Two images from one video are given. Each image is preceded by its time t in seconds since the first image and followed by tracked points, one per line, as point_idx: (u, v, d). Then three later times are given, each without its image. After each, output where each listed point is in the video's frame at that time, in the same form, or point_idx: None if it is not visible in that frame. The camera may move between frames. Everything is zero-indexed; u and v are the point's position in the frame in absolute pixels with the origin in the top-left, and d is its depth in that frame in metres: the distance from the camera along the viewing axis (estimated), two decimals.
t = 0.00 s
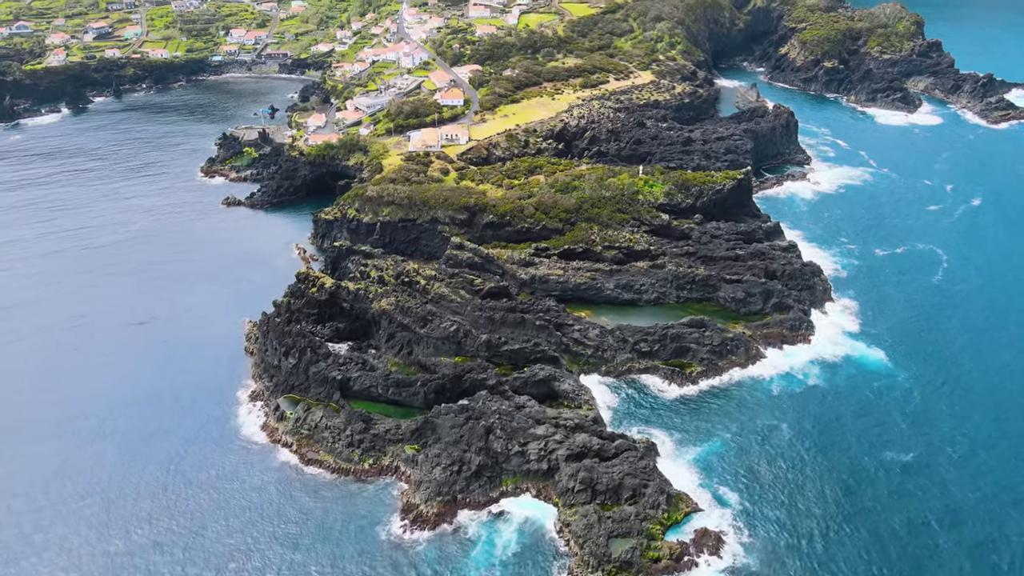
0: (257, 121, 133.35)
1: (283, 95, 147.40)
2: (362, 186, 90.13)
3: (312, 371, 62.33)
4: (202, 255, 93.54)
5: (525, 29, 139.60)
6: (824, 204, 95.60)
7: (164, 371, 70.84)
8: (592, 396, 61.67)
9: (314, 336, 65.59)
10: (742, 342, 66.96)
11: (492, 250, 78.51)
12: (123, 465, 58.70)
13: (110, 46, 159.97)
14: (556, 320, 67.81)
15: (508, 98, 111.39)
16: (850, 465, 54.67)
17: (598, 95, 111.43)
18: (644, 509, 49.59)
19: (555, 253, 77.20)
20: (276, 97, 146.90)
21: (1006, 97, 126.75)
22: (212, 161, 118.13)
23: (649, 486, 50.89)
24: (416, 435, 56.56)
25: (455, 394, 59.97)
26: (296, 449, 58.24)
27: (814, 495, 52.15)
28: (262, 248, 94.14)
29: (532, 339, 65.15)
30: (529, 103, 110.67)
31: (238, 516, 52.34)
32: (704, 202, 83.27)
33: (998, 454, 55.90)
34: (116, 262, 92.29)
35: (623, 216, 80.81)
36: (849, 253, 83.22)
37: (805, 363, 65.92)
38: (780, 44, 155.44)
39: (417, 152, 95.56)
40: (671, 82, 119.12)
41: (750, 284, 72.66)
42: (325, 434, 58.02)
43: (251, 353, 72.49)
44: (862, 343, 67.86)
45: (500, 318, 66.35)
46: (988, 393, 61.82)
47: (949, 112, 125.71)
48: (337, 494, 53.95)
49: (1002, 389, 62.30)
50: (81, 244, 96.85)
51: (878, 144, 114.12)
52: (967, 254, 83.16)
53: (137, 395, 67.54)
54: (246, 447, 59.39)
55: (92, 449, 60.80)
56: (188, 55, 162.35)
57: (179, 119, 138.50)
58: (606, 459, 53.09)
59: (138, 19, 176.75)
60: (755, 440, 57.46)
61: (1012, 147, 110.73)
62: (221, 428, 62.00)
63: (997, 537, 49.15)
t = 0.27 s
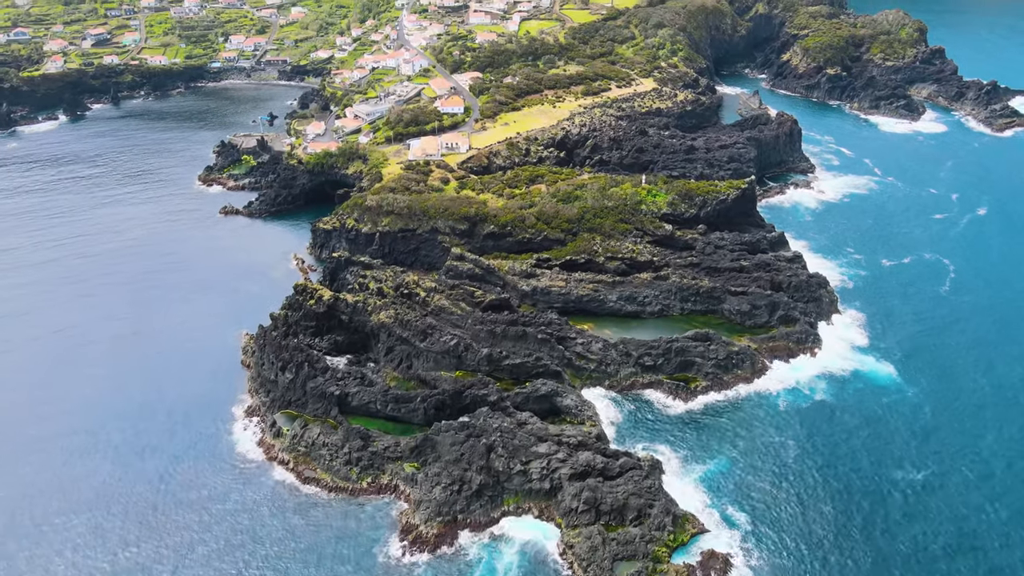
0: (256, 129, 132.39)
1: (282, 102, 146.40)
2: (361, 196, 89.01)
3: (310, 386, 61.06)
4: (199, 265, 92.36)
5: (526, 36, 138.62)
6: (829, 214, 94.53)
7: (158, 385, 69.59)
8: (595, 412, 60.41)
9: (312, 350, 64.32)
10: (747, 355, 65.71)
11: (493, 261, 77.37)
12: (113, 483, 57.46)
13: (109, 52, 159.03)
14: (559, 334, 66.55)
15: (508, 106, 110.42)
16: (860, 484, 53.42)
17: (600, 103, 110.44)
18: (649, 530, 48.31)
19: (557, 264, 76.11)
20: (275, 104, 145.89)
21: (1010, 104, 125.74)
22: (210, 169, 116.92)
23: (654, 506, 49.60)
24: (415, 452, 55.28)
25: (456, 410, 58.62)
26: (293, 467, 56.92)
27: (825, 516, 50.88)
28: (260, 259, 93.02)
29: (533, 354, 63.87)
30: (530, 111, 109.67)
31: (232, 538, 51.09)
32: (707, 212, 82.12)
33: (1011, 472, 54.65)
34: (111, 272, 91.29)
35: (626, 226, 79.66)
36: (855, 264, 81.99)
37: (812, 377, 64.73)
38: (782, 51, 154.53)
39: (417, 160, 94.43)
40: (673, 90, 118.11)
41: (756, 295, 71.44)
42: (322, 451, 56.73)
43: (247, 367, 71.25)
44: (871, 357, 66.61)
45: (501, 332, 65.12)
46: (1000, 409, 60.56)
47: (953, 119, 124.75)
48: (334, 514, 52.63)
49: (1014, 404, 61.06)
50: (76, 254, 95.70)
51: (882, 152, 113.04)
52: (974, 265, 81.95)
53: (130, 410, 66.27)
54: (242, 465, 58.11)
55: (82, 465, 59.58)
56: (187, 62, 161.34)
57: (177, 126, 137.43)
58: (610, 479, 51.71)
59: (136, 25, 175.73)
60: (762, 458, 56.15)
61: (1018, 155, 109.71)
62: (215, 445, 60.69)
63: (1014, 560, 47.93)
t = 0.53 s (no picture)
0: (254, 136, 131.31)
1: (281, 109, 145.39)
2: (360, 205, 87.84)
3: (307, 403, 59.69)
4: (197, 274, 91.44)
5: (527, 42, 137.69)
6: (834, 223, 93.34)
7: (153, 397, 68.45)
8: (599, 428, 59.02)
9: (309, 365, 62.97)
10: (753, 370, 64.42)
11: (494, 272, 76.17)
12: (105, 500, 56.28)
13: (107, 59, 158.11)
14: (561, 348, 65.18)
15: (509, 114, 109.32)
16: (871, 504, 52.12)
17: (602, 111, 109.33)
18: (655, 553, 46.98)
19: (559, 275, 74.89)
20: (273, 111, 144.79)
21: (1016, 111, 124.63)
22: (207, 177, 115.65)
23: (660, 528, 48.22)
24: (415, 471, 53.99)
25: (457, 427, 57.19)
26: (289, 486, 55.59)
27: (836, 538, 49.63)
28: (258, 268, 91.88)
29: (535, 369, 62.48)
30: (531, 118, 108.54)
31: (226, 560, 49.81)
32: (712, 222, 80.84)
33: None
34: (108, 281, 90.23)
35: (629, 237, 78.45)
36: (862, 275, 80.77)
37: (819, 392, 63.47)
38: (784, 58, 153.57)
39: (417, 169, 93.25)
40: (676, 97, 117.00)
41: (762, 308, 70.13)
42: (319, 470, 55.41)
43: (243, 380, 69.98)
44: (879, 372, 65.30)
45: (503, 346, 63.77)
46: (1013, 425, 59.25)
47: (958, 127, 123.69)
48: (332, 536, 51.25)
49: None
50: (71, 264, 94.51)
51: (888, 160, 111.89)
52: (983, 276, 80.69)
53: (123, 424, 65.12)
54: (237, 482, 56.80)
55: (74, 482, 58.44)
56: (185, 68, 160.35)
57: (176, 133, 136.32)
58: (615, 499, 50.32)
59: (135, 32, 174.87)
60: (770, 477, 54.83)
61: None
62: (209, 462, 59.38)
63: None
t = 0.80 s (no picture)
0: (253, 144, 130.23)
1: (280, 117, 144.28)
2: (359, 215, 86.62)
3: (304, 420, 58.38)
4: (196, 283, 90.27)
5: (528, 50, 136.65)
6: (840, 232, 92.18)
7: (149, 411, 67.32)
8: (603, 446, 57.69)
9: (306, 381, 61.60)
10: (760, 385, 63.06)
11: (495, 283, 74.93)
12: (99, 520, 55.25)
13: (105, 65, 157.26)
14: (564, 362, 63.83)
15: (510, 121, 108.23)
16: (885, 526, 50.76)
17: (603, 118, 108.28)
18: None
19: (561, 286, 73.69)
20: (272, 118, 143.72)
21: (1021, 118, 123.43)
22: (205, 186, 114.33)
23: (667, 551, 46.35)
24: (414, 490, 52.64)
25: (457, 445, 55.79)
26: (285, 506, 54.23)
27: (849, 561, 48.21)
28: (257, 278, 90.72)
29: (538, 384, 61.08)
30: (532, 126, 107.41)
31: None
32: (716, 233, 79.56)
33: None
34: (105, 291, 89.20)
35: (632, 248, 77.20)
36: (870, 286, 79.50)
37: (827, 408, 62.10)
38: (786, 64, 152.66)
39: (416, 179, 92.06)
40: (678, 105, 115.98)
41: (768, 321, 68.82)
42: (316, 490, 54.02)
43: (240, 395, 68.68)
44: (889, 387, 63.90)
45: (504, 361, 62.45)
46: None
47: (963, 134, 122.60)
48: (328, 558, 49.85)
49: None
50: (67, 274, 93.36)
51: (893, 168, 110.73)
52: (992, 287, 79.46)
53: (119, 439, 63.98)
54: (232, 502, 55.47)
55: (67, 500, 57.37)
56: (184, 75, 159.42)
57: (174, 140, 135.24)
58: (620, 520, 48.65)
59: (135, 39, 174.06)
60: (780, 496, 53.43)
61: None
62: (204, 480, 58.10)
63: None
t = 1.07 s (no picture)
0: (252, 152, 129.06)
1: (279, 125, 143.22)
2: (358, 226, 85.38)
3: (300, 438, 56.98)
4: (192, 296, 89.37)
5: (529, 57, 135.65)
6: (845, 243, 90.97)
7: (143, 431, 66.61)
8: (607, 465, 56.29)
9: (303, 398, 60.34)
10: (767, 402, 61.60)
11: (496, 296, 73.69)
12: (89, 541, 54.43)
13: (103, 73, 156.37)
14: (566, 379, 62.41)
15: (511, 130, 107.12)
16: (897, 550, 49.35)
17: (605, 127, 107.19)
18: None
19: (563, 299, 72.40)
20: (271, 126, 142.60)
21: None
22: (203, 195, 112.88)
23: None
24: (413, 512, 51.28)
25: (458, 465, 54.41)
26: (281, 528, 52.88)
27: None
28: (254, 291, 89.56)
29: (540, 402, 59.67)
30: (533, 135, 106.29)
31: None
32: (720, 244, 78.26)
33: None
34: (101, 304, 88.41)
35: (635, 259, 75.91)
36: (877, 299, 78.21)
37: (835, 425, 60.65)
38: (789, 72, 151.62)
39: (416, 189, 90.81)
40: (681, 113, 114.90)
41: (774, 336, 67.48)
42: (312, 511, 52.64)
43: (236, 413, 67.51)
44: (900, 405, 62.44)
45: (505, 377, 61.07)
46: None
47: (967, 143, 121.53)
48: None
49: None
50: (62, 286, 92.20)
51: (897, 177, 109.68)
52: (1001, 299, 78.17)
53: (111, 459, 63.24)
54: (226, 525, 54.15)
55: (57, 522, 56.68)
56: (182, 83, 158.36)
57: (172, 148, 134.04)
58: (625, 545, 46.55)
59: (133, 46, 173.16)
60: (789, 518, 52.06)
61: None
62: (197, 501, 56.93)
63: None
